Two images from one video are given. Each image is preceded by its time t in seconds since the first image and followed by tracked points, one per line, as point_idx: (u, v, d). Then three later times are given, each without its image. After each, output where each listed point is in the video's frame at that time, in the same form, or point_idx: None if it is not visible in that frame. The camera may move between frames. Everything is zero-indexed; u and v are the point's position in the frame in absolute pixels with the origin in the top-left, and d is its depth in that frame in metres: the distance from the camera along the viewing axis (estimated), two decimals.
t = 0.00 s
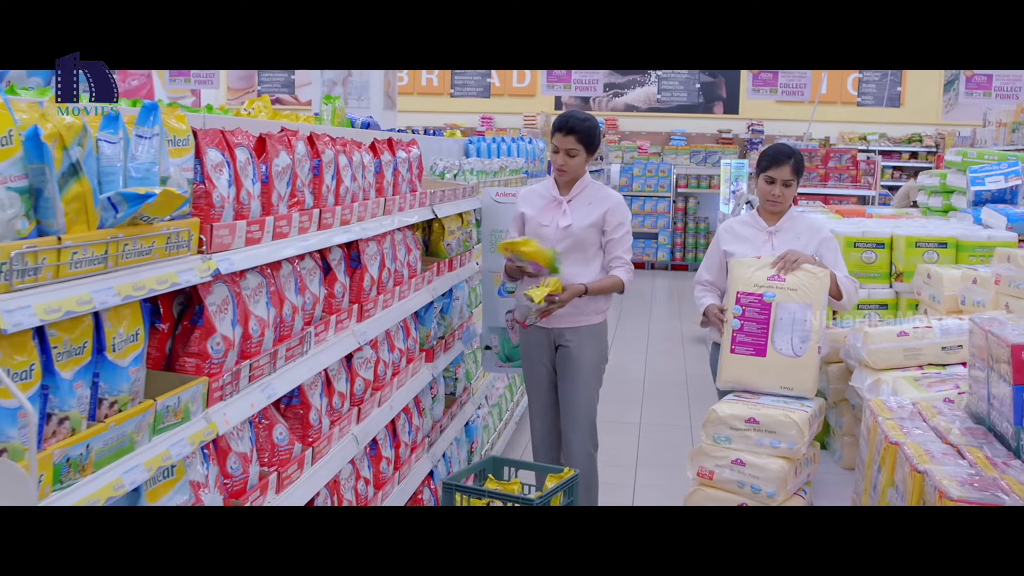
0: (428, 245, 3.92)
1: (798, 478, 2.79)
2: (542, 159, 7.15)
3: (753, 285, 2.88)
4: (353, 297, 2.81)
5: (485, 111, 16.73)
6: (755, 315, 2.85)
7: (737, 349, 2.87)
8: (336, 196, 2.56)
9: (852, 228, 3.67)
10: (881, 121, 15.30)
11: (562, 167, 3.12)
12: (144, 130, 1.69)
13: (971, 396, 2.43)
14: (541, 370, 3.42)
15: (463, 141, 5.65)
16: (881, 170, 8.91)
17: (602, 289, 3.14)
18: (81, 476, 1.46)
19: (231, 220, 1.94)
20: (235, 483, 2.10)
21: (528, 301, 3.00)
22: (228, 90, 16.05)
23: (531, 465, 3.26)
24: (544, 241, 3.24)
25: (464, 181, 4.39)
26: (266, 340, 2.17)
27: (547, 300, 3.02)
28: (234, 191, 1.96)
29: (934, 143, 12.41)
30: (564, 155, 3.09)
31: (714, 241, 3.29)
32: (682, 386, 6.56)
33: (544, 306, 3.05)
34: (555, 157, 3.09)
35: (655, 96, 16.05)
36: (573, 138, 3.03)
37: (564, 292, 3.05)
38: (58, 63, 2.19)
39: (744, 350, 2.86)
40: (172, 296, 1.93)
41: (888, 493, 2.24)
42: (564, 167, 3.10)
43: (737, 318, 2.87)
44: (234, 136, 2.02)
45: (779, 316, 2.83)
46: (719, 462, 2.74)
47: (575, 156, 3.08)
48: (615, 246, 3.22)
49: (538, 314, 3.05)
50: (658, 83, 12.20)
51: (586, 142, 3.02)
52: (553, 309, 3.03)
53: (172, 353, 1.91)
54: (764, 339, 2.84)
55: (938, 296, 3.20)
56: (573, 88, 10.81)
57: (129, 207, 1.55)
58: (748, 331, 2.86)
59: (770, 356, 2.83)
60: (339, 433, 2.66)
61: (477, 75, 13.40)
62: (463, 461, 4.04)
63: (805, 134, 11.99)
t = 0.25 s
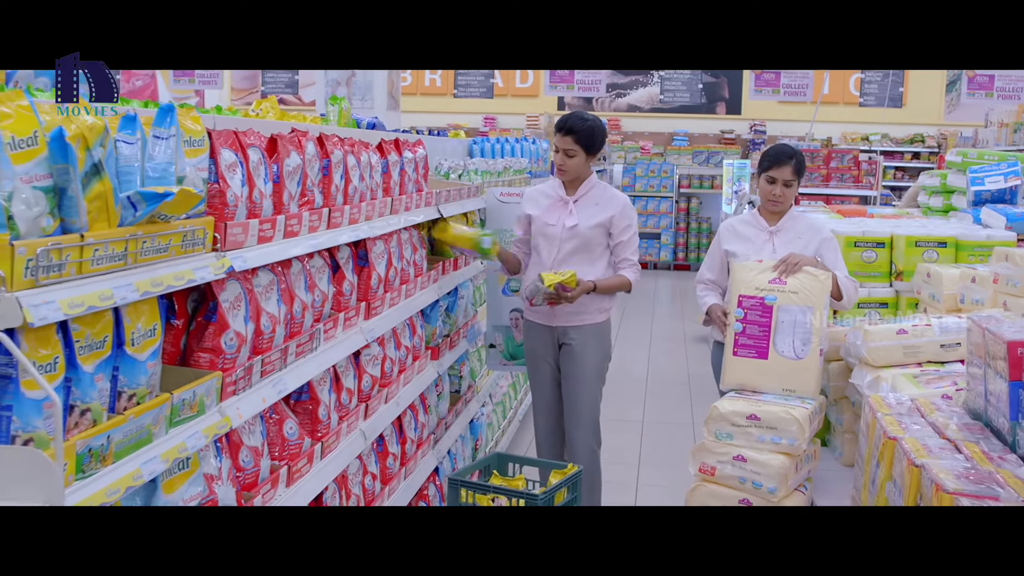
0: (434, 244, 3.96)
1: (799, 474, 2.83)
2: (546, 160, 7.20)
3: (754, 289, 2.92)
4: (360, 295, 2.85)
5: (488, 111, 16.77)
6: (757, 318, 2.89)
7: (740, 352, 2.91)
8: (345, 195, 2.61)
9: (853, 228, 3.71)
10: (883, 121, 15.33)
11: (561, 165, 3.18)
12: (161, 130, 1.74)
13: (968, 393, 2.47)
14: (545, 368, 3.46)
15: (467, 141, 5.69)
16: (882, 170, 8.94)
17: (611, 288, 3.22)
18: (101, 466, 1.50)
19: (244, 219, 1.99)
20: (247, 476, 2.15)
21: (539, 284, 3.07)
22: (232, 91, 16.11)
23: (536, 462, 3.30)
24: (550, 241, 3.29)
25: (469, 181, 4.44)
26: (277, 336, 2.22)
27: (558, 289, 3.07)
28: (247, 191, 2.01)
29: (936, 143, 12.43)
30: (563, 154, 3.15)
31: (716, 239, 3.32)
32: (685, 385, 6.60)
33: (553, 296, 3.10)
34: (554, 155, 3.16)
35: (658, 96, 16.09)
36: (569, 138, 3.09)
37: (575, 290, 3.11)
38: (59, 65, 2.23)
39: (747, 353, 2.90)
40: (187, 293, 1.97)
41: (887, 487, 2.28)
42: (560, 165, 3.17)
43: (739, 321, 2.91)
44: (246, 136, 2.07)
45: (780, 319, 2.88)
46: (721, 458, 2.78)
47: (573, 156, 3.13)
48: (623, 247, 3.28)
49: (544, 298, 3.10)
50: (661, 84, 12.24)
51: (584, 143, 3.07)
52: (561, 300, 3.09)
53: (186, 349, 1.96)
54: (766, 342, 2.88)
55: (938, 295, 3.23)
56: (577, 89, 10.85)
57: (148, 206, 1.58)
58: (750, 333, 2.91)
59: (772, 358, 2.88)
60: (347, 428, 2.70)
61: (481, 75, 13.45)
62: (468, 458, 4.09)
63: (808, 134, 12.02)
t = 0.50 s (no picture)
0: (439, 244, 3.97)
1: (801, 471, 2.87)
2: (550, 160, 7.24)
3: (758, 289, 2.95)
4: (369, 293, 2.90)
5: (492, 111, 16.81)
6: (760, 319, 2.94)
7: (743, 352, 2.96)
8: (354, 195, 2.66)
9: (855, 228, 3.75)
10: (887, 121, 15.35)
11: (570, 165, 3.23)
12: (178, 131, 1.79)
13: (967, 389, 2.51)
14: (551, 366, 3.50)
15: (472, 141, 5.74)
16: (885, 170, 8.96)
17: (615, 288, 3.27)
18: (121, 457, 1.55)
19: (258, 218, 2.03)
20: (260, 469, 2.19)
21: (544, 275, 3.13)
22: (237, 91, 16.17)
23: (541, 458, 3.35)
24: (558, 240, 3.33)
25: (474, 181, 4.48)
26: (288, 332, 2.27)
27: (561, 283, 3.13)
28: (260, 190, 2.06)
29: (939, 143, 12.44)
30: (572, 154, 3.20)
31: (719, 239, 3.37)
32: (688, 384, 6.65)
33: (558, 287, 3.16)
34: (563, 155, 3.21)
35: (662, 96, 16.11)
36: (580, 138, 3.14)
37: (580, 287, 3.16)
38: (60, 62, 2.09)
39: (750, 353, 2.95)
40: (201, 290, 2.02)
41: (886, 482, 2.32)
42: (570, 165, 3.21)
43: (742, 322, 2.95)
44: (259, 137, 2.11)
45: (783, 319, 2.92)
46: (724, 454, 2.82)
47: (582, 156, 3.18)
48: (630, 248, 3.33)
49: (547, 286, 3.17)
50: (665, 84, 12.28)
51: (594, 143, 3.11)
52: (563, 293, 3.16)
53: (201, 345, 2.00)
54: (769, 342, 2.93)
55: (938, 294, 3.27)
56: (580, 89, 10.88)
57: (167, 205, 1.64)
58: (753, 334, 2.95)
59: (775, 358, 2.92)
60: (356, 424, 2.75)
61: (485, 76, 13.49)
62: (473, 455, 4.13)
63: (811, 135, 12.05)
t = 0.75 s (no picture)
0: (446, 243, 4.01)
1: (804, 468, 2.91)
2: (555, 161, 7.28)
3: (760, 290, 3.00)
4: (377, 291, 2.94)
5: (497, 113, 16.86)
6: (762, 318, 2.98)
7: (746, 351, 3.00)
8: (364, 195, 2.70)
9: (857, 228, 3.79)
10: (892, 122, 15.37)
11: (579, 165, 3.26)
12: (194, 133, 1.83)
13: (968, 387, 2.55)
14: (557, 364, 3.55)
15: (478, 142, 5.78)
16: (889, 171, 8.99)
17: (621, 287, 3.30)
18: (140, 449, 1.59)
19: (271, 217, 2.08)
20: (272, 464, 2.24)
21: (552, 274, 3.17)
22: (243, 93, 16.23)
23: (547, 455, 3.39)
24: (565, 240, 3.37)
25: (481, 181, 4.53)
26: (300, 330, 2.31)
27: (569, 281, 3.16)
28: (273, 190, 2.10)
29: (943, 144, 12.47)
30: (582, 154, 3.23)
31: (724, 239, 3.42)
32: (692, 384, 6.68)
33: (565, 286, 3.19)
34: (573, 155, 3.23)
35: (666, 97, 16.15)
36: (592, 138, 3.17)
37: (586, 284, 3.20)
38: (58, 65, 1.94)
39: (753, 351, 2.99)
40: (216, 288, 2.07)
41: (887, 478, 2.36)
42: (581, 165, 3.24)
43: (744, 321, 3.00)
44: (272, 138, 2.16)
45: (786, 318, 2.95)
46: (727, 451, 2.87)
47: (592, 156, 3.22)
48: (635, 248, 3.38)
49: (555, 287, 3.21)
50: (669, 85, 12.32)
51: (603, 142, 3.16)
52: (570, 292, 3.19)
53: (215, 341, 2.05)
54: (772, 341, 2.97)
55: (939, 293, 3.32)
56: (585, 90, 10.91)
57: (184, 205, 1.68)
58: (756, 333, 2.99)
59: (777, 357, 2.96)
60: (365, 420, 2.80)
61: (489, 77, 13.53)
62: (479, 452, 4.18)
63: (815, 136, 12.08)
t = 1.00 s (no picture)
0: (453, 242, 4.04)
1: (807, 464, 2.94)
2: (561, 161, 7.31)
3: (764, 288, 3.04)
4: (386, 290, 2.99)
5: (502, 113, 16.89)
6: (765, 317, 3.02)
7: (749, 349, 3.04)
8: (373, 194, 2.75)
9: (861, 228, 3.82)
10: (897, 122, 15.37)
11: (600, 165, 3.27)
12: (211, 133, 1.88)
13: (969, 384, 2.58)
14: (563, 362, 3.59)
15: (484, 142, 5.82)
16: (893, 171, 9.00)
17: (626, 286, 3.36)
18: (160, 441, 1.64)
19: (284, 216, 2.12)
20: (284, 458, 2.28)
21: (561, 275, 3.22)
22: (249, 93, 16.29)
23: (553, 452, 3.43)
24: (572, 240, 3.41)
25: (487, 181, 4.57)
26: (312, 326, 2.35)
27: (578, 282, 3.21)
28: (286, 190, 2.15)
29: (948, 144, 12.46)
30: (603, 153, 3.25)
31: (730, 236, 3.46)
32: (697, 383, 6.71)
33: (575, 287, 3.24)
34: (595, 155, 3.24)
35: (671, 97, 16.16)
36: (614, 138, 3.20)
37: (595, 286, 3.25)
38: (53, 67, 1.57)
39: (756, 350, 3.03)
40: (230, 285, 2.11)
41: (889, 473, 2.39)
42: (605, 164, 3.26)
43: (747, 320, 3.04)
44: (285, 138, 2.20)
45: (789, 318, 2.99)
46: (731, 448, 2.90)
47: (614, 153, 3.25)
48: (640, 247, 3.43)
49: (566, 289, 3.27)
50: (674, 85, 12.34)
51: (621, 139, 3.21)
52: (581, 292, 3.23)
53: (230, 337, 2.09)
54: (775, 339, 3.01)
55: (942, 291, 3.36)
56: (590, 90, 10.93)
57: (202, 204, 1.72)
58: (759, 332, 3.03)
59: (780, 355, 3.00)
60: (374, 416, 2.84)
61: (494, 77, 13.55)
62: (486, 450, 4.22)
63: (820, 136, 12.08)
